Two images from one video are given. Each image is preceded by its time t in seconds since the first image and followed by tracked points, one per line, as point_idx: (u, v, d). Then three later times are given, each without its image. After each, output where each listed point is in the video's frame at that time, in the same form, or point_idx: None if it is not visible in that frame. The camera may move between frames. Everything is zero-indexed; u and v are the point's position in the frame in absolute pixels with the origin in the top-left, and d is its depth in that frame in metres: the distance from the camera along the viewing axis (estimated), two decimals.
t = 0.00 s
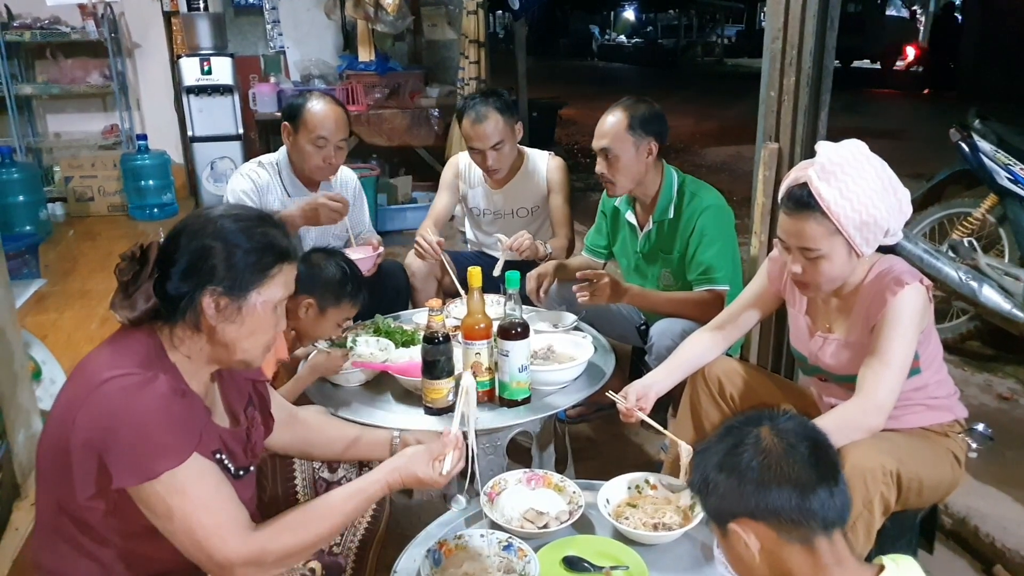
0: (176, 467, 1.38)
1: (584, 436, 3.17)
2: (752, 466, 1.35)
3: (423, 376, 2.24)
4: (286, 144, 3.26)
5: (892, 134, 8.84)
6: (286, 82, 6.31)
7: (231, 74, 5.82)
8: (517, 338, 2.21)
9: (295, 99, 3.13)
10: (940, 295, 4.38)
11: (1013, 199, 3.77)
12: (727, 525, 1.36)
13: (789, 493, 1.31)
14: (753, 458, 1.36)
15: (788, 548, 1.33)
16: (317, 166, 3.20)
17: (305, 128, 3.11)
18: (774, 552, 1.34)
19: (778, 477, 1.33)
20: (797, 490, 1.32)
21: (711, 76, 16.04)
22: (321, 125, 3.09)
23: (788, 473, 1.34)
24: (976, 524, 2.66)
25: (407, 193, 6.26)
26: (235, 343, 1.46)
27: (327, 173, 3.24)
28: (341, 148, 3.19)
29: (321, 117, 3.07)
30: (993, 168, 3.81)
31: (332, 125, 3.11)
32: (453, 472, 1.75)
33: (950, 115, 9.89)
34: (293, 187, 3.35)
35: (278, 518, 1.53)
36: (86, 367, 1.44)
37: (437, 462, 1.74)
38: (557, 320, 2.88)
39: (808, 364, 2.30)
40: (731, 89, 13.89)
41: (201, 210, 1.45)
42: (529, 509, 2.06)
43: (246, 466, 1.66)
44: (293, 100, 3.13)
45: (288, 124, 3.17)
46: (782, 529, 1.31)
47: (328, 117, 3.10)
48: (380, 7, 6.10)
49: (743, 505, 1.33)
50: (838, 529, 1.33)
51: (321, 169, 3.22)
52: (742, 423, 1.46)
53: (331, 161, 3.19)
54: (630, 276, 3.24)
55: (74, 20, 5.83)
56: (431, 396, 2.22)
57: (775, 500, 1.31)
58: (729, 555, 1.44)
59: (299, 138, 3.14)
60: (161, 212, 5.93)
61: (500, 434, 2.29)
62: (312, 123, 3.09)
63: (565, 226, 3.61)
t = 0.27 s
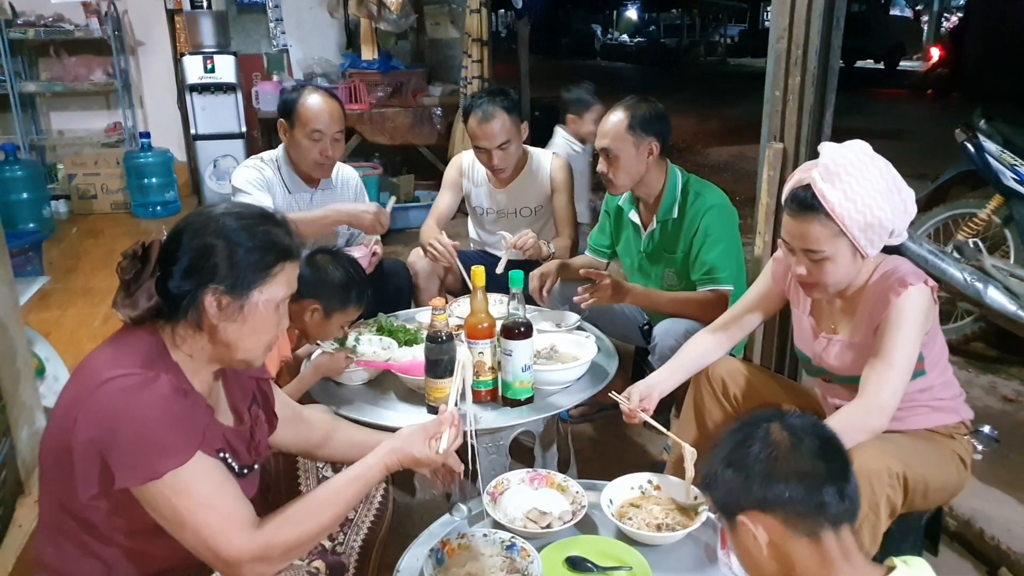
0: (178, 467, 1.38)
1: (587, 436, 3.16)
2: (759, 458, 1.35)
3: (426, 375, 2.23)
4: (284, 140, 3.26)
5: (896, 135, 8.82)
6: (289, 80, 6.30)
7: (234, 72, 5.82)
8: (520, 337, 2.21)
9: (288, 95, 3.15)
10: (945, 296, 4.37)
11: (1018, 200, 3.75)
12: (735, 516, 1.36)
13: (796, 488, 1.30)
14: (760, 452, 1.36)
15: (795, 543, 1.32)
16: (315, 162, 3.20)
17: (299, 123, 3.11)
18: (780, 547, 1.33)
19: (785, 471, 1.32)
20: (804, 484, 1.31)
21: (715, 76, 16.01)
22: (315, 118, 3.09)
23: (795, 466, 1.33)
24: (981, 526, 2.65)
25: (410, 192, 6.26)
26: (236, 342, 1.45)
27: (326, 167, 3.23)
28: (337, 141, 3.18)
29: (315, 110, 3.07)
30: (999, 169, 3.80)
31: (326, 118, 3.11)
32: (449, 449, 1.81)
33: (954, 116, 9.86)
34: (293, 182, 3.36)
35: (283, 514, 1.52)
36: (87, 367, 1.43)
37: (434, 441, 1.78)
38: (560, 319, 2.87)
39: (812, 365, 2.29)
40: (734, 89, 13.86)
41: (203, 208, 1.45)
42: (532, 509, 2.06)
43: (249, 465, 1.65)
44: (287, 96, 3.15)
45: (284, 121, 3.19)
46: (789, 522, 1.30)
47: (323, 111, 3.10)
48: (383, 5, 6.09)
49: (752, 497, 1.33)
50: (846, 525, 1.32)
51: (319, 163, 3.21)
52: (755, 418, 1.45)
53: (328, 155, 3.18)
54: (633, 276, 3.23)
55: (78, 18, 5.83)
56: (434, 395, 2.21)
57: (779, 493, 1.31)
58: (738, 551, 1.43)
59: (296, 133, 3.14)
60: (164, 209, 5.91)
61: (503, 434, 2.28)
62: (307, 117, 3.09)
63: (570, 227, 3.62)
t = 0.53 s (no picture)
0: (184, 467, 1.37)
1: (590, 436, 3.16)
2: (776, 454, 1.34)
3: (429, 375, 2.23)
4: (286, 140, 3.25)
5: (900, 133, 8.79)
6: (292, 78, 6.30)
7: (238, 70, 5.82)
8: (524, 337, 2.20)
9: (289, 95, 3.15)
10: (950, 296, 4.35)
11: None
12: (752, 512, 1.35)
13: (816, 486, 1.30)
14: (777, 448, 1.35)
15: (810, 539, 1.31)
16: (321, 159, 3.20)
17: (303, 121, 3.11)
18: (796, 543, 1.32)
19: (801, 468, 1.32)
20: (821, 480, 1.30)
21: (718, 75, 15.97)
22: (318, 115, 3.09)
23: (811, 463, 1.33)
24: (988, 527, 2.64)
25: (413, 191, 6.25)
26: (241, 342, 1.45)
27: (330, 164, 3.23)
28: (341, 138, 3.18)
29: (318, 107, 3.07)
30: (1006, 168, 3.79)
31: (328, 115, 3.11)
32: (447, 437, 1.78)
33: (958, 115, 9.83)
34: (298, 181, 3.36)
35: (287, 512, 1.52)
36: (92, 366, 1.43)
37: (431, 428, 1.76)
38: (563, 318, 2.87)
39: (817, 365, 2.28)
40: (738, 88, 13.83)
41: (208, 208, 1.44)
42: (536, 509, 2.05)
43: (253, 465, 1.65)
44: (288, 95, 3.15)
45: (287, 121, 3.20)
46: (805, 518, 1.30)
47: (325, 108, 3.10)
48: (387, 4, 6.09)
49: (766, 494, 1.32)
50: (862, 523, 1.32)
51: (325, 159, 3.20)
52: (775, 415, 1.44)
53: (335, 151, 3.18)
54: (637, 275, 3.23)
55: (82, 16, 5.84)
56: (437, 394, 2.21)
57: (796, 489, 1.30)
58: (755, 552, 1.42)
59: (299, 132, 3.14)
60: (168, 208, 5.92)
61: (507, 434, 2.28)
62: (309, 115, 3.09)
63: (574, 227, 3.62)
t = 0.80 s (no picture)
0: (185, 469, 1.37)
1: (592, 436, 3.15)
2: (773, 458, 1.33)
3: (431, 376, 2.22)
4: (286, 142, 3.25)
5: (902, 133, 8.78)
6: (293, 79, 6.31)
7: (239, 71, 5.82)
8: (525, 337, 2.19)
9: (290, 96, 3.13)
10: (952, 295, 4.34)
11: None
12: (747, 517, 1.35)
13: (812, 490, 1.29)
14: (774, 451, 1.34)
15: (808, 545, 1.30)
16: (321, 161, 3.19)
17: (303, 124, 3.11)
18: (791, 546, 1.32)
19: (799, 473, 1.31)
20: (817, 485, 1.29)
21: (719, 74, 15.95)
22: (318, 117, 3.08)
23: (808, 467, 1.32)
24: (991, 527, 2.63)
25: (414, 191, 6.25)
26: (242, 344, 1.45)
27: (331, 166, 3.22)
28: (342, 140, 3.18)
29: (318, 109, 3.07)
30: (1008, 167, 3.78)
31: (329, 116, 3.11)
32: (450, 446, 1.79)
33: (960, 114, 9.82)
34: (299, 183, 3.36)
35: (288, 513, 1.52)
36: (93, 368, 1.43)
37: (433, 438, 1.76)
38: (564, 319, 2.86)
39: (819, 365, 2.28)
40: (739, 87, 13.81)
41: (209, 210, 1.44)
42: (538, 510, 2.05)
43: (254, 467, 1.65)
44: (289, 96, 3.14)
45: (288, 123, 3.19)
46: (801, 522, 1.29)
47: (327, 109, 3.10)
48: (387, 5, 6.09)
49: (764, 497, 1.31)
50: (858, 527, 1.31)
51: (325, 163, 3.21)
52: (770, 419, 1.44)
53: (334, 153, 3.18)
54: (638, 276, 3.22)
55: (83, 18, 5.84)
56: (439, 395, 2.20)
57: (792, 493, 1.30)
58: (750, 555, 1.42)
59: (300, 134, 3.14)
60: (169, 209, 5.91)
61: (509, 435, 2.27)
62: (310, 117, 3.09)
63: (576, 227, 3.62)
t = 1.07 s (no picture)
0: (186, 469, 1.37)
1: (594, 437, 3.15)
2: (745, 462, 1.32)
3: (432, 376, 2.21)
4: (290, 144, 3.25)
5: (903, 133, 8.77)
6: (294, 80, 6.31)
7: (241, 72, 5.83)
8: (527, 337, 2.19)
9: (293, 98, 3.12)
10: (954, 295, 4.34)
11: None
12: (714, 517, 1.34)
13: (778, 493, 1.28)
14: (745, 456, 1.33)
15: (770, 545, 1.30)
16: (324, 163, 3.19)
17: (307, 126, 3.11)
18: (757, 547, 1.31)
19: (770, 477, 1.30)
20: (786, 490, 1.29)
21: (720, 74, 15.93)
22: (322, 120, 3.08)
23: (779, 471, 1.31)
24: (993, 527, 2.63)
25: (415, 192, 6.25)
26: (244, 344, 1.45)
27: (335, 168, 3.23)
28: (346, 142, 3.18)
29: (322, 111, 3.07)
30: (1009, 167, 3.77)
31: (333, 118, 3.10)
32: (454, 455, 1.80)
33: (961, 114, 9.80)
34: (302, 184, 3.36)
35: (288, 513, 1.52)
36: (94, 368, 1.42)
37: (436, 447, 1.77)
38: (565, 319, 2.86)
39: (821, 365, 2.27)
40: (740, 87, 13.80)
41: (210, 210, 1.44)
42: (540, 510, 2.05)
43: (256, 467, 1.64)
44: (292, 98, 3.13)
45: (292, 124, 3.17)
46: (766, 526, 1.29)
47: (329, 112, 3.10)
48: (388, 5, 6.08)
49: (733, 501, 1.31)
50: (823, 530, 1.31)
51: (329, 165, 3.21)
52: (743, 421, 1.43)
53: (337, 155, 3.18)
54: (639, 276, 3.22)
55: (84, 19, 5.84)
56: (440, 395, 2.20)
57: (760, 498, 1.29)
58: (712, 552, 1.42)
59: (303, 136, 3.14)
60: (171, 210, 5.90)
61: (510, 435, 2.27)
62: (314, 119, 3.08)
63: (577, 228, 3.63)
